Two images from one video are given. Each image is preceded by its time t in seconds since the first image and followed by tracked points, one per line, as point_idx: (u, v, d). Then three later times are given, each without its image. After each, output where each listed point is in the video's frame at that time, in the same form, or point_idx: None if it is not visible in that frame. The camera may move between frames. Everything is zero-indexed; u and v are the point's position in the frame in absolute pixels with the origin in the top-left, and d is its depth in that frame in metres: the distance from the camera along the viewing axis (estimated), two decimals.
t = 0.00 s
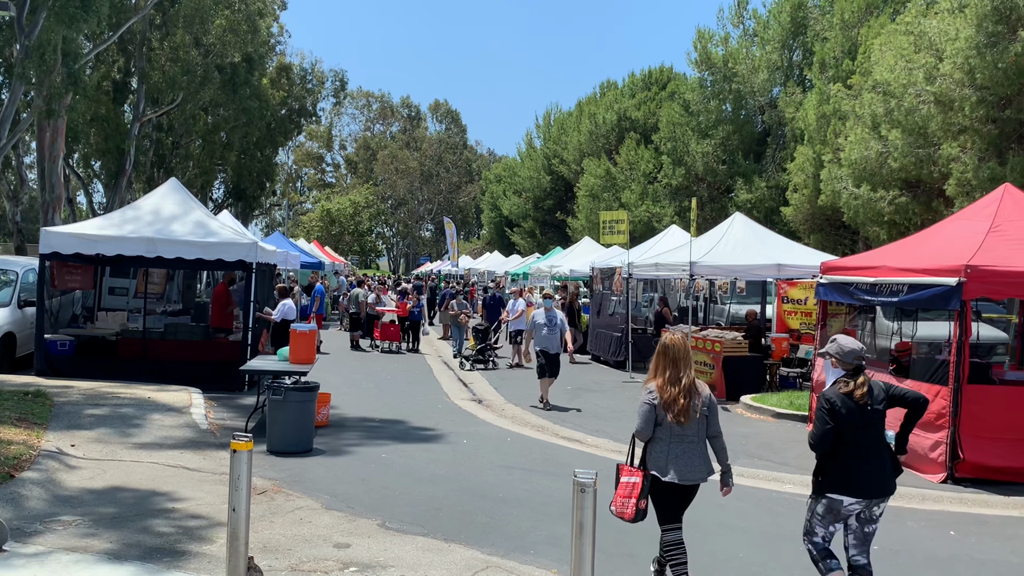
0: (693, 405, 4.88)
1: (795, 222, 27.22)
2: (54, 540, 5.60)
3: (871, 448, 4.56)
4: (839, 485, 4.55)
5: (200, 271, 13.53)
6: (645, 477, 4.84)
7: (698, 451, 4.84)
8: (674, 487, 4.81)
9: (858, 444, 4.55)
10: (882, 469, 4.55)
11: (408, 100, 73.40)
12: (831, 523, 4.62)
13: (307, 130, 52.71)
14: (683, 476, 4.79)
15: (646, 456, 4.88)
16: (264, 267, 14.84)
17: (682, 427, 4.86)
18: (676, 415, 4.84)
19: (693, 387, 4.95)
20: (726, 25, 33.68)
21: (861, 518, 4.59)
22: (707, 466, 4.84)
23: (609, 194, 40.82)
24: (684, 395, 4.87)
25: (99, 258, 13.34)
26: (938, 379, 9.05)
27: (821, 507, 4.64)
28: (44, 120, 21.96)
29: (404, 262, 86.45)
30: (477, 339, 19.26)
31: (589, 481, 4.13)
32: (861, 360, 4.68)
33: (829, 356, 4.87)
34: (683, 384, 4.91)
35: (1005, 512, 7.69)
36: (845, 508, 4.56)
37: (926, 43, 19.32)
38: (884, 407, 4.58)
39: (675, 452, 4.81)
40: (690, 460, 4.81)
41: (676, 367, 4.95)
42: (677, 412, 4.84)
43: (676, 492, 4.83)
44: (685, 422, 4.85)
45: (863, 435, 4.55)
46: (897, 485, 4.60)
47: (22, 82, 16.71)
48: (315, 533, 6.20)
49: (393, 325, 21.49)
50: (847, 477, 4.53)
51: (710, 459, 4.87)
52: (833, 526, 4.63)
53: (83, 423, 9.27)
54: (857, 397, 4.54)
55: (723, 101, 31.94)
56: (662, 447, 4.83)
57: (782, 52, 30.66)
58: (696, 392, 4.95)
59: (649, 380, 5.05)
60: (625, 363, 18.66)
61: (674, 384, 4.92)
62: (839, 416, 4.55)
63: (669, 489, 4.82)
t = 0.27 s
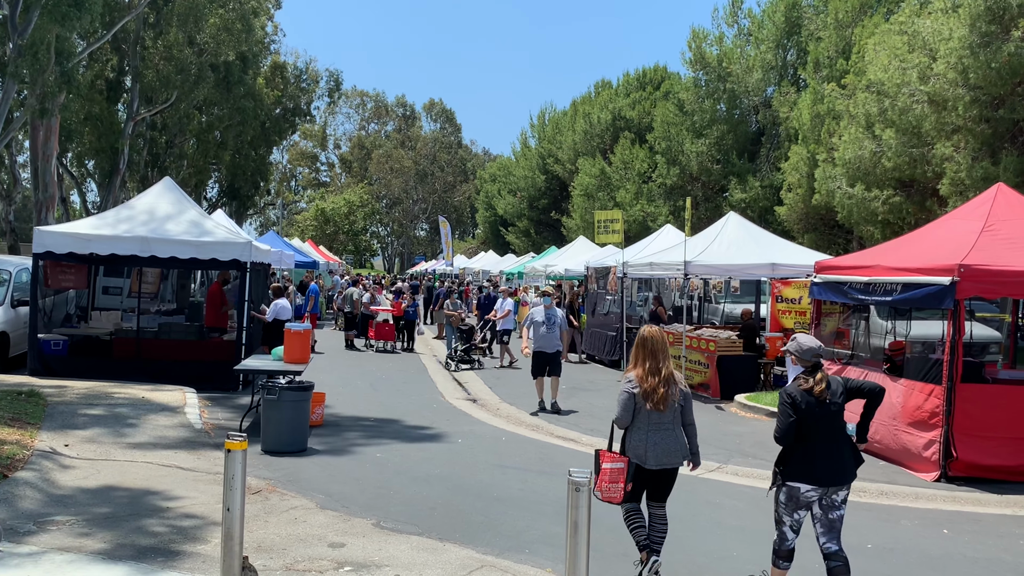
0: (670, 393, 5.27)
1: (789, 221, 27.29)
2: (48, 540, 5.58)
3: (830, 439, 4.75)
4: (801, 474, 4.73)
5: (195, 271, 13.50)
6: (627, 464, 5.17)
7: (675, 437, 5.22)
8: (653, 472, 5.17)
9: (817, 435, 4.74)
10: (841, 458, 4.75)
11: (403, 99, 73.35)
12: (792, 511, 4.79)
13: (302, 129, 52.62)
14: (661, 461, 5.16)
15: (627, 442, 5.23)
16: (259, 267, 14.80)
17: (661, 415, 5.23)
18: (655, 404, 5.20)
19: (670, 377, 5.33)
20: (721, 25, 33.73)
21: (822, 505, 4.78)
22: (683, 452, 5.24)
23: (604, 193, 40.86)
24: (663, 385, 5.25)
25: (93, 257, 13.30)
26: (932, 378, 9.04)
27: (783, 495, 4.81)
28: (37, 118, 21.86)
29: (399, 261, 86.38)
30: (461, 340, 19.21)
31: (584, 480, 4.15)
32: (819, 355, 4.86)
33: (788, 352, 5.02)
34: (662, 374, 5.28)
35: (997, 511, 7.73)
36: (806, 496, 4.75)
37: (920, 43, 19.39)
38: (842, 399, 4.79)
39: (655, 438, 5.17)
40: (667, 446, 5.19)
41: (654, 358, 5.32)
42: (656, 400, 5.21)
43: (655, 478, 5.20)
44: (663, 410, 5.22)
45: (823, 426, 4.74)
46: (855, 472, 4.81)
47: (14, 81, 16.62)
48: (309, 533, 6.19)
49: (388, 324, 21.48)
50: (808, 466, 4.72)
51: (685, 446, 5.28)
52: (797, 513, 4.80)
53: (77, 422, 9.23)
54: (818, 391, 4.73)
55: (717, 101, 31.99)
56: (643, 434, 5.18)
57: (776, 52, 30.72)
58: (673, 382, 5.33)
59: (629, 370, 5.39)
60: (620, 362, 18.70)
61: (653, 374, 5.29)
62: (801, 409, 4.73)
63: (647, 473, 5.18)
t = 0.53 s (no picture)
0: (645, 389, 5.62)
1: (784, 220, 27.34)
2: (42, 540, 5.56)
3: (791, 423, 5.04)
4: (763, 458, 5.02)
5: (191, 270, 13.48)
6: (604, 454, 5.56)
7: (650, 430, 5.58)
8: (628, 463, 5.53)
9: (778, 419, 5.04)
10: (802, 444, 5.03)
11: (399, 98, 73.29)
12: (759, 493, 5.07)
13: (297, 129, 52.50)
14: (636, 453, 5.50)
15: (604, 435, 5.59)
16: (254, 266, 14.77)
17: (636, 409, 5.59)
18: (630, 399, 5.56)
19: (645, 374, 5.68)
20: (716, 25, 33.76)
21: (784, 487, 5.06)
22: (657, 444, 5.57)
23: (599, 193, 40.87)
24: (638, 381, 5.59)
25: (88, 257, 13.26)
26: (927, 377, 9.06)
27: (750, 478, 5.10)
28: (31, 117, 21.77)
29: (395, 261, 86.29)
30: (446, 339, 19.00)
31: (580, 480, 4.16)
32: (783, 346, 5.12)
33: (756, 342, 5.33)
34: (637, 372, 5.64)
35: (991, 510, 7.75)
36: (769, 479, 5.03)
37: (915, 43, 19.44)
38: (803, 387, 5.07)
39: (630, 432, 5.53)
40: (642, 439, 5.54)
41: (630, 356, 5.68)
42: (632, 395, 5.56)
43: (630, 468, 5.56)
44: (638, 405, 5.58)
45: (783, 412, 5.04)
46: (816, 457, 5.08)
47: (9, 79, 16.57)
48: (304, 533, 6.18)
49: (384, 323, 21.46)
50: (770, 449, 5.02)
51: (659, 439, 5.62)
52: (765, 497, 5.06)
53: (71, 422, 9.20)
54: (778, 379, 5.02)
55: (713, 101, 32.03)
56: (618, 427, 5.55)
57: (771, 52, 30.75)
58: (649, 378, 5.67)
59: (607, 367, 5.77)
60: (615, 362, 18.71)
61: (630, 371, 5.64)
62: (762, 396, 5.03)
63: (623, 464, 5.55)
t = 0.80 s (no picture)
0: (613, 381, 5.80)
1: (782, 220, 27.37)
2: (39, 540, 5.54)
3: (765, 421, 5.23)
4: (738, 453, 5.24)
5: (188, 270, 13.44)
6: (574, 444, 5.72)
7: (617, 421, 5.76)
8: (595, 451, 5.71)
9: (753, 417, 5.24)
10: (777, 440, 5.22)
11: (397, 98, 73.27)
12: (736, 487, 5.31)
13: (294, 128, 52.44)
14: (605, 442, 5.69)
15: (573, 426, 5.77)
16: (252, 266, 14.74)
17: (605, 400, 5.77)
18: (599, 390, 5.75)
19: (613, 367, 5.86)
20: (714, 24, 33.76)
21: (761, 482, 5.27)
22: (624, 434, 5.77)
23: (597, 193, 40.86)
24: (606, 374, 5.78)
25: (85, 256, 13.23)
26: (924, 377, 9.07)
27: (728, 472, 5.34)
28: (29, 116, 21.73)
29: (392, 260, 86.21)
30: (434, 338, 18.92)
31: (577, 480, 4.18)
32: (760, 345, 5.30)
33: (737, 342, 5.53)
34: (606, 365, 5.82)
35: (988, 509, 7.76)
36: (744, 474, 5.25)
37: (912, 43, 19.46)
38: (778, 386, 5.24)
39: (599, 422, 5.71)
40: (609, 429, 5.73)
41: (598, 350, 5.86)
42: (601, 387, 5.75)
43: (598, 457, 5.74)
44: (606, 396, 5.76)
45: (757, 410, 5.24)
46: (792, 453, 5.25)
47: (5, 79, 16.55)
48: (301, 533, 6.17)
49: (381, 323, 21.43)
50: (744, 446, 5.23)
51: (625, 429, 5.81)
52: (743, 491, 5.28)
53: (68, 422, 9.18)
54: (753, 378, 5.23)
55: (710, 101, 32.05)
56: (586, 417, 5.73)
57: (769, 52, 30.77)
58: (617, 371, 5.86)
59: (576, 361, 5.94)
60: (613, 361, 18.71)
61: (599, 364, 5.82)
62: (737, 393, 5.25)
63: (593, 453, 5.72)
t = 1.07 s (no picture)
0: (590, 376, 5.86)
1: (780, 221, 27.39)
2: (37, 540, 5.54)
3: (748, 412, 5.54)
4: (724, 442, 5.55)
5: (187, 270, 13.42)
6: (554, 439, 5.88)
7: (596, 416, 5.84)
8: (576, 446, 5.83)
9: (737, 408, 5.54)
10: (760, 428, 5.54)
11: (396, 98, 73.26)
12: (721, 475, 5.61)
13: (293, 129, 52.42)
14: (584, 436, 5.79)
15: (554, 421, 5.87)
16: (250, 266, 14.72)
17: (584, 396, 5.84)
18: (576, 386, 5.83)
19: (590, 362, 5.91)
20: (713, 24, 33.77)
21: (746, 468, 5.58)
22: (603, 428, 5.86)
23: (596, 193, 40.87)
24: (583, 369, 5.83)
25: (83, 256, 13.21)
26: (923, 376, 9.07)
27: (712, 461, 5.63)
28: (27, 116, 21.73)
29: (391, 261, 86.14)
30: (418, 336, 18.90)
31: (576, 480, 4.17)
32: (742, 339, 5.59)
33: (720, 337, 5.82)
34: (583, 361, 5.88)
35: (986, 509, 7.77)
36: (730, 461, 5.57)
37: (911, 43, 19.47)
38: (760, 377, 5.58)
39: (578, 418, 5.81)
40: (589, 423, 5.82)
41: (575, 347, 5.92)
42: (578, 383, 5.82)
43: (578, 450, 5.86)
44: (584, 392, 5.82)
45: (741, 402, 5.54)
46: (773, 441, 5.57)
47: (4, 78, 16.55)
48: (300, 533, 6.17)
49: (381, 323, 21.43)
50: (729, 435, 5.54)
51: (605, 423, 5.90)
52: (725, 477, 5.61)
53: (67, 422, 9.18)
54: (737, 370, 5.51)
55: (709, 101, 32.08)
56: (567, 413, 5.82)
57: (767, 52, 30.80)
58: (594, 367, 5.92)
59: (555, 357, 6.02)
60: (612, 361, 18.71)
61: (575, 360, 5.89)
62: (722, 386, 5.54)
63: (573, 447, 5.84)
